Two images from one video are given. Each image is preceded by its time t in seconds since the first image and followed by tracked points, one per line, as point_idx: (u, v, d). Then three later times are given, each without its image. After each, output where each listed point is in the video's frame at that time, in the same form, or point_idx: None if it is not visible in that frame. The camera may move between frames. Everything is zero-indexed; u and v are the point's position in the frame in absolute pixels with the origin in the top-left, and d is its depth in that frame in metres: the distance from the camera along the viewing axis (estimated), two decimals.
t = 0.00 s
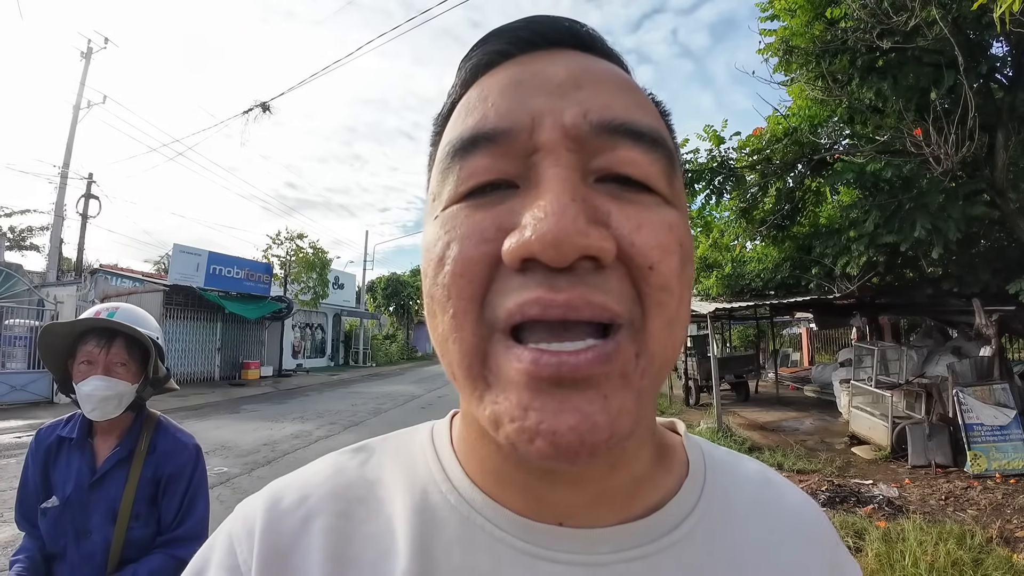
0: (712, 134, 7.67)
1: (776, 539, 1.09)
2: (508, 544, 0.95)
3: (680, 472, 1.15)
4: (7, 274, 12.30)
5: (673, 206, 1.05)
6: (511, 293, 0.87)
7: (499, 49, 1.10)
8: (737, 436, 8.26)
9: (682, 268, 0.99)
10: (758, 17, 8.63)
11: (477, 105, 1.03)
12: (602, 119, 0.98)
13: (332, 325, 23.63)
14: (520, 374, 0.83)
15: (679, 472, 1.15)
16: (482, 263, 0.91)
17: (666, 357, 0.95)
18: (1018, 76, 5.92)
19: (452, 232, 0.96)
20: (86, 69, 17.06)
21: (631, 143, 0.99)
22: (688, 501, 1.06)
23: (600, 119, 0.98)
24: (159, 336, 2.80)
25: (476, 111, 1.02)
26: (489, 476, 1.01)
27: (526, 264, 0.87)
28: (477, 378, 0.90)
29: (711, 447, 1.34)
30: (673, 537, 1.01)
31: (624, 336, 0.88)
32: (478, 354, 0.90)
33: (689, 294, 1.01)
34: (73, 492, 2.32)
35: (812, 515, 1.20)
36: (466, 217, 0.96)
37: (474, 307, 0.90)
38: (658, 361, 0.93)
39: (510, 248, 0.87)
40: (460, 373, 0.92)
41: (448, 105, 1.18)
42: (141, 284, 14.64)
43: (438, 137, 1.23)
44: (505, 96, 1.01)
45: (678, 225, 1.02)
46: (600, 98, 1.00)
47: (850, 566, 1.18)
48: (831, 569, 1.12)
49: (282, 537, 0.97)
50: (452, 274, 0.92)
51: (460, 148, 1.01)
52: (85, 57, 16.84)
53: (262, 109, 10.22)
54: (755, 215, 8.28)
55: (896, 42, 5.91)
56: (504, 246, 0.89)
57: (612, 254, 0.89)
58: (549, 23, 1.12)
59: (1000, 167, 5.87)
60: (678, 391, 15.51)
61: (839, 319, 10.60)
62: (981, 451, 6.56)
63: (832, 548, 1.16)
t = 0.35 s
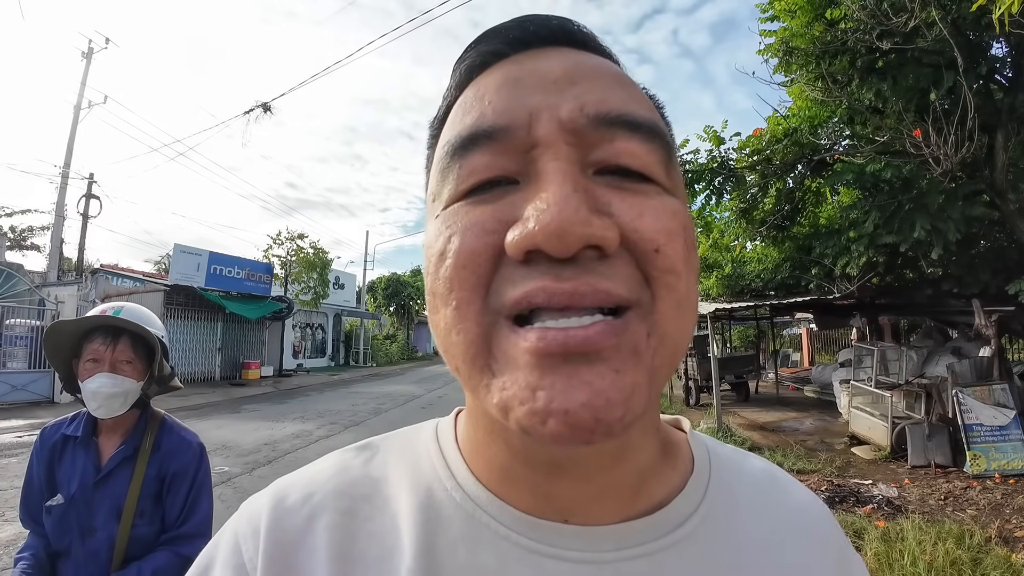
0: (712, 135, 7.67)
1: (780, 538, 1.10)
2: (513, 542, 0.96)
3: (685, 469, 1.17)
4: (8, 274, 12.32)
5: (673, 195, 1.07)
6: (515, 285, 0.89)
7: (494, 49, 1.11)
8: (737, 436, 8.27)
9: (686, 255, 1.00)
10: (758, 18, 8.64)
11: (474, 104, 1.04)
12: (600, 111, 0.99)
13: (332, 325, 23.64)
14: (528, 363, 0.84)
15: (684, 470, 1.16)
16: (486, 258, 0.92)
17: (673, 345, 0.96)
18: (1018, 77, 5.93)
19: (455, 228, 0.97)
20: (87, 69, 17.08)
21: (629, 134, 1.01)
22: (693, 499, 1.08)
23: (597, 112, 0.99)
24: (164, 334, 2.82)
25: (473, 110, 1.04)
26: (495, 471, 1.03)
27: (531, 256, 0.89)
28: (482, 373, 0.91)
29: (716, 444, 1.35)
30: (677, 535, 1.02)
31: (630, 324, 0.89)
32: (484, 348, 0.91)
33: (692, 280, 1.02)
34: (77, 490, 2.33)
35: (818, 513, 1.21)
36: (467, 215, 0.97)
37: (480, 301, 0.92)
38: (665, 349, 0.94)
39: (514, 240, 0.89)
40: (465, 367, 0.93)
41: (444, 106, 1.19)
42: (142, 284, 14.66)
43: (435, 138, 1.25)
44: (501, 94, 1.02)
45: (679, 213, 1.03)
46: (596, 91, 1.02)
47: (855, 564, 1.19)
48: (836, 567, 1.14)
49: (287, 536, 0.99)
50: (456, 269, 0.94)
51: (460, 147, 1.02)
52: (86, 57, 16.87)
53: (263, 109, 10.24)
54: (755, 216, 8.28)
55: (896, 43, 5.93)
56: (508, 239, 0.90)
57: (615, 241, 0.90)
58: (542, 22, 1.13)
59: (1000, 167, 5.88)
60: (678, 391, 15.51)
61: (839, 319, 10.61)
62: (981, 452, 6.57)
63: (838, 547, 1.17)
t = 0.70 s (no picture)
0: (712, 135, 7.67)
1: (780, 539, 1.11)
2: (514, 542, 0.97)
3: (686, 471, 1.18)
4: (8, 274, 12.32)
5: (677, 198, 1.07)
6: (519, 284, 0.89)
7: (502, 48, 1.12)
8: (737, 437, 8.28)
9: (688, 259, 1.01)
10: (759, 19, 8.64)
11: (481, 103, 1.05)
12: (605, 112, 1.00)
13: (332, 325, 23.64)
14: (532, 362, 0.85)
15: (684, 472, 1.17)
16: (491, 257, 0.93)
17: (674, 348, 0.97)
18: (1018, 79, 5.93)
19: (461, 228, 0.98)
20: (87, 69, 17.09)
21: (634, 135, 1.02)
22: (693, 500, 1.08)
23: (603, 113, 1.00)
24: (164, 334, 2.83)
25: (481, 109, 1.04)
26: (497, 473, 1.03)
27: (535, 254, 0.90)
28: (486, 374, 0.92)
29: (716, 445, 1.36)
30: (678, 535, 1.03)
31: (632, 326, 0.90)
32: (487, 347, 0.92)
33: (692, 284, 1.03)
34: (78, 489, 2.34)
35: (818, 514, 1.22)
36: (472, 215, 0.98)
37: (484, 301, 0.92)
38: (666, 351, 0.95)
39: (519, 239, 0.90)
40: (468, 366, 0.94)
41: (451, 106, 1.20)
42: (142, 284, 14.67)
43: (441, 138, 1.25)
44: (509, 93, 1.03)
45: (682, 216, 1.04)
46: (603, 93, 1.03)
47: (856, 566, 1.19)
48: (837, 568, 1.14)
49: (290, 535, 0.99)
50: (463, 269, 0.95)
51: (466, 145, 1.03)
52: (86, 57, 16.88)
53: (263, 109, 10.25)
54: (755, 216, 8.28)
55: (896, 44, 5.94)
56: (513, 238, 0.91)
57: (618, 242, 0.91)
58: (551, 23, 1.14)
59: (999, 168, 5.89)
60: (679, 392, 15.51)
61: (839, 320, 10.62)
62: (980, 453, 6.58)
63: (838, 549, 1.17)
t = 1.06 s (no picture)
0: (713, 136, 7.67)
1: (777, 537, 1.10)
2: (512, 539, 0.96)
3: (682, 468, 1.17)
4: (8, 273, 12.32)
5: (679, 205, 1.06)
6: (515, 292, 0.89)
7: (506, 45, 1.11)
8: (737, 437, 8.26)
9: (689, 267, 1.00)
10: (760, 19, 8.63)
11: (483, 102, 1.04)
12: (609, 117, 1.00)
13: (332, 325, 23.63)
14: (522, 376, 0.85)
15: (681, 469, 1.16)
16: (485, 261, 0.93)
17: (671, 356, 0.97)
18: (1018, 79, 5.92)
19: (457, 229, 0.97)
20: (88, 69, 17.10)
21: (638, 142, 1.01)
22: (690, 497, 1.08)
23: (607, 118, 0.99)
24: (161, 334, 2.82)
25: (482, 108, 1.04)
26: (494, 470, 1.03)
27: (531, 263, 0.89)
28: (479, 377, 0.92)
29: (713, 443, 1.36)
30: (675, 531, 1.02)
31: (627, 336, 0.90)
32: (482, 351, 0.92)
33: (694, 291, 1.02)
34: (75, 489, 2.33)
35: (814, 511, 1.21)
36: (469, 216, 0.97)
37: (479, 304, 0.92)
38: (662, 361, 0.95)
39: (516, 246, 0.89)
40: (462, 369, 0.94)
41: (453, 101, 1.19)
42: (142, 284, 14.68)
43: (443, 133, 1.25)
44: (511, 93, 1.02)
45: (684, 223, 1.03)
46: (608, 96, 1.02)
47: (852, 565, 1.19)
48: (833, 567, 1.14)
49: (287, 532, 0.99)
50: (456, 271, 0.94)
51: (466, 145, 1.03)
52: (87, 57, 16.88)
53: (263, 109, 10.25)
54: (755, 217, 8.27)
55: (897, 44, 5.93)
56: (510, 245, 0.90)
57: (618, 252, 0.90)
58: (558, 20, 1.13)
59: (1001, 169, 5.88)
60: (679, 392, 15.50)
61: (839, 320, 10.62)
62: (981, 453, 6.57)
63: (834, 547, 1.17)
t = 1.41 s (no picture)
0: (714, 136, 7.65)
1: (766, 532, 1.09)
2: (503, 532, 0.95)
3: (671, 462, 1.15)
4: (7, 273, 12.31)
5: (685, 228, 1.07)
6: (532, 323, 0.88)
7: (518, 45, 1.07)
8: (738, 438, 8.24)
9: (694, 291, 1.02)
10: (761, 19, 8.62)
11: (495, 111, 0.99)
12: (630, 144, 0.97)
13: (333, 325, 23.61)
14: (542, 400, 0.85)
15: (670, 462, 1.15)
16: (500, 289, 0.90)
17: (676, 378, 0.99)
18: (1020, 79, 5.91)
19: (465, 250, 0.94)
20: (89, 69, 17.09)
21: (655, 171, 1.00)
22: (678, 491, 1.06)
23: (626, 143, 0.97)
24: (157, 333, 2.80)
25: (494, 119, 0.99)
26: (487, 464, 1.01)
27: (550, 298, 0.87)
28: (492, 401, 0.90)
29: (700, 440, 1.34)
30: (666, 524, 1.01)
31: (636, 360, 0.91)
32: (495, 376, 0.90)
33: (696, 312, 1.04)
34: (71, 490, 2.31)
35: (801, 505, 1.20)
36: (482, 238, 0.94)
37: (492, 331, 0.90)
38: (667, 381, 0.97)
39: (537, 281, 0.87)
40: (473, 392, 0.91)
41: (453, 92, 1.13)
42: (142, 283, 14.66)
43: (437, 124, 1.18)
44: (527, 105, 0.98)
45: (690, 247, 1.04)
46: (628, 118, 0.99)
47: (840, 559, 1.17)
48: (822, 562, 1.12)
49: (276, 529, 0.97)
50: (468, 297, 0.91)
51: (476, 159, 0.98)
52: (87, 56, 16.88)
53: (263, 108, 10.24)
54: (756, 217, 8.26)
55: (899, 44, 5.92)
56: (530, 278, 0.88)
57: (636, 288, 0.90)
58: (573, 25, 1.10)
59: (1002, 169, 5.86)
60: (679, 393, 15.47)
61: (840, 321, 10.63)
62: (982, 454, 6.55)
63: (824, 543, 1.15)
